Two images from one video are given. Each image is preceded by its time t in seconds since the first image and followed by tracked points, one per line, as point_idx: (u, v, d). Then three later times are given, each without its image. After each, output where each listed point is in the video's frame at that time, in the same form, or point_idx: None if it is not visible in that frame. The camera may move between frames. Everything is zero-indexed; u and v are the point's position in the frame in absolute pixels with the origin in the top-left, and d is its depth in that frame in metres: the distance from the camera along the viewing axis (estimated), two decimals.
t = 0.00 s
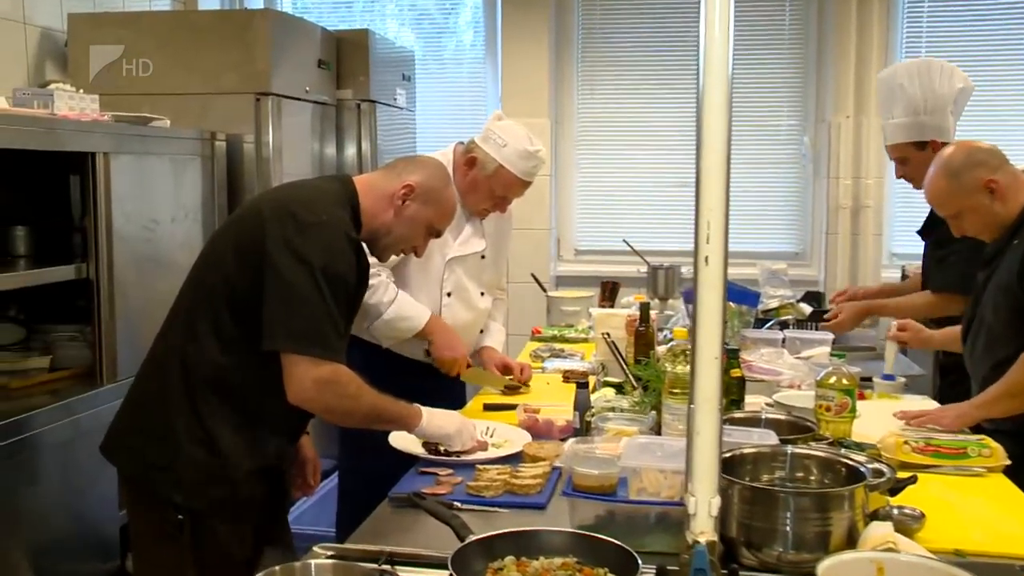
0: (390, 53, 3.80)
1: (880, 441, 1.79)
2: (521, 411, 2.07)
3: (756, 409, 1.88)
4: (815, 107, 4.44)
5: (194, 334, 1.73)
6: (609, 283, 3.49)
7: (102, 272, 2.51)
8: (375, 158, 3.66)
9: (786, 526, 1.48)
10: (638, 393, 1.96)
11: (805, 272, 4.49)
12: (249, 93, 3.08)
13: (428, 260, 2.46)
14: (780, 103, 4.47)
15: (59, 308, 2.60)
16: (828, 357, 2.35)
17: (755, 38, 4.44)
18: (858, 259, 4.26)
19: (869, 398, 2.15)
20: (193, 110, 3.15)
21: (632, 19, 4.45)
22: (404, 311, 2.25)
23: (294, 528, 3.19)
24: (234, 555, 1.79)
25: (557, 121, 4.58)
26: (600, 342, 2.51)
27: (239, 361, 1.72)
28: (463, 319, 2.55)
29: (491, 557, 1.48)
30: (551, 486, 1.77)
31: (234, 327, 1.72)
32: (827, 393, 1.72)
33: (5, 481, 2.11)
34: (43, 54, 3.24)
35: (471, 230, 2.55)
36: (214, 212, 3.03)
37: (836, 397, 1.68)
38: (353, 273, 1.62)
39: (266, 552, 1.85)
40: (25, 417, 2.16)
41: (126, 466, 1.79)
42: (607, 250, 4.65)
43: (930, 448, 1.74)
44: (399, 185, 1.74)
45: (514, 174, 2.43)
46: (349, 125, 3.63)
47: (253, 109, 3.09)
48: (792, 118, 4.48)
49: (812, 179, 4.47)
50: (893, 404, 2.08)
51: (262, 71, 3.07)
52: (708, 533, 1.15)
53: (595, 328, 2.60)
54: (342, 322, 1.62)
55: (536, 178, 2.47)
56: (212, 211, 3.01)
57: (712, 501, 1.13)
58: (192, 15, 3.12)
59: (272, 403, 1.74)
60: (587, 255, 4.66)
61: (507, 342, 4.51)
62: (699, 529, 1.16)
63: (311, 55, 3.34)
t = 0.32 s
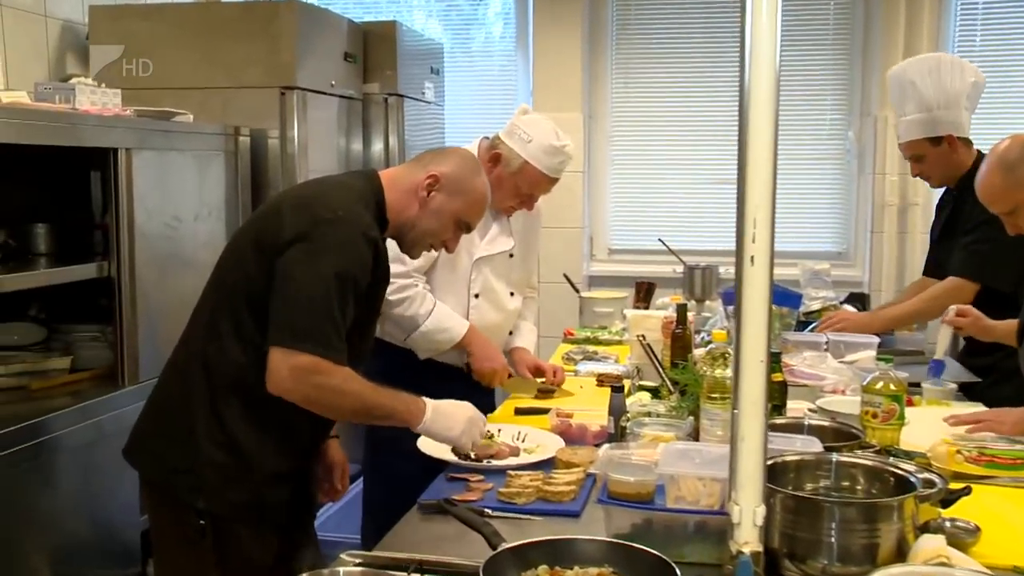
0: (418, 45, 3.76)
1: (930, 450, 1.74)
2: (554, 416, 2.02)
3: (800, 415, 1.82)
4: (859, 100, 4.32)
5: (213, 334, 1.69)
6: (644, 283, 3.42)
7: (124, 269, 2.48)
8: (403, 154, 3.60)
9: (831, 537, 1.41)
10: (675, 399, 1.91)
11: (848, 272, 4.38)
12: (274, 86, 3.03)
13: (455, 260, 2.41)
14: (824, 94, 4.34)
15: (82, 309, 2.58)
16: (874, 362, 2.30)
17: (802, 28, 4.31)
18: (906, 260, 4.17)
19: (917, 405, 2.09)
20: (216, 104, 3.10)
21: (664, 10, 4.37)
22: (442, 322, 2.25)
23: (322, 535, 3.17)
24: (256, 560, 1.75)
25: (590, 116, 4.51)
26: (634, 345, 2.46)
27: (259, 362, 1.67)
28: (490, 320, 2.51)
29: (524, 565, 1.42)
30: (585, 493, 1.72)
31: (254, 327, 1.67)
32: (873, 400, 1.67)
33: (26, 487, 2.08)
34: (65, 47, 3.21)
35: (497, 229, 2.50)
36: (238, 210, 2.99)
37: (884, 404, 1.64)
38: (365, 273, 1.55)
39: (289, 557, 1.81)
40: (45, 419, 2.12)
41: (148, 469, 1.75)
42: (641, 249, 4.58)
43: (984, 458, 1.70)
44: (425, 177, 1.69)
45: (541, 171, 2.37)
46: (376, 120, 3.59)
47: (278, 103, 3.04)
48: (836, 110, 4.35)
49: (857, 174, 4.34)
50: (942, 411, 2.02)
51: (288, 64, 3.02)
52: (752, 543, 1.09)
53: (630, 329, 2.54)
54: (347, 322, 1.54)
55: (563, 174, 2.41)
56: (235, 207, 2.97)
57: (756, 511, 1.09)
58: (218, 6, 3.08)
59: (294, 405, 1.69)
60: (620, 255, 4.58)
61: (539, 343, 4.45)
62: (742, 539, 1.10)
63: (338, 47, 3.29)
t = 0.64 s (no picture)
0: (442, 38, 3.71)
1: (982, 461, 1.65)
2: (584, 422, 1.95)
3: (843, 423, 1.77)
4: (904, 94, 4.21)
5: (220, 336, 1.64)
6: (678, 284, 3.36)
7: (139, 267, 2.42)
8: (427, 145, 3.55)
9: (877, 551, 1.33)
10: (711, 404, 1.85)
11: (893, 273, 4.28)
12: (294, 79, 2.97)
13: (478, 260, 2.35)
14: (868, 88, 4.25)
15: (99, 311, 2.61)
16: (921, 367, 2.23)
17: (847, 20, 4.22)
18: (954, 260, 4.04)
19: (969, 412, 2.01)
20: (236, 96, 3.04)
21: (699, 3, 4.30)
22: (463, 334, 2.20)
23: (340, 544, 3.13)
24: (271, 570, 1.69)
25: (621, 110, 4.43)
26: (667, 348, 2.40)
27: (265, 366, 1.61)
28: (513, 322, 2.45)
29: None
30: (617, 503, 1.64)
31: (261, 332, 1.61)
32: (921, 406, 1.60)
33: (37, 494, 2.03)
34: (77, 37, 3.16)
35: (520, 229, 2.44)
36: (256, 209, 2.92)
37: (933, 412, 1.57)
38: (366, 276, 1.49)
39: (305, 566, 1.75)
40: (58, 425, 2.07)
41: (161, 477, 1.70)
42: (674, 248, 4.50)
43: None
44: (439, 163, 1.62)
45: (564, 168, 2.30)
46: (399, 113, 3.53)
47: (298, 95, 2.98)
48: (881, 105, 4.26)
49: (903, 168, 4.25)
50: (995, 419, 1.94)
51: (308, 56, 2.95)
52: (797, 556, 0.98)
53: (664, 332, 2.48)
54: (344, 325, 1.48)
55: (588, 170, 2.34)
56: (254, 204, 2.91)
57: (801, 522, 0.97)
58: None
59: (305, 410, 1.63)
60: (651, 255, 4.51)
61: (569, 345, 4.37)
62: (787, 551, 0.99)
63: (359, 40, 3.24)
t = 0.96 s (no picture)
0: (464, 29, 3.65)
1: None
2: (613, 428, 1.88)
3: (887, 431, 1.71)
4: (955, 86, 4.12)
5: (224, 342, 1.59)
6: (712, 286, 3.30)
7: (150, 268, 2.36)
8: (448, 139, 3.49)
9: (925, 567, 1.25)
10: (747, 411, 1.79)
11: (939, 273, 4.19)
12: (312, 71, 2.91)
13: (497, 259, 2.29)
14: (916, 78, 4.16)
15: (105, 309, 2.55)
16: (970, 373, 2.15)
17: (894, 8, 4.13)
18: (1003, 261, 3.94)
19: None
20: (252, 89, 2.99)
21: None
22: (478, 332, 2.14)
23: (356, 554, 3.07)
24: None
25: (652, 104, 4.37)
26: (700, 352, 2.33)
27: (271, 375, 1.55)
28: (538, 321, 2.38)
29: None
30: (648, 513, 1.56)
31: (261, 338, 1.55)
32: (970, 415, 1.54)
33: (45, 499, 1.98)
34: (88, 27, 3.10)
35: (541, 225, 2.37)
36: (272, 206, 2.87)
37: (984, 420, 1.50)
38: (378, 284, 1.44)
39: None
40: (68, 429, 2.02)
41: (167, 487, 1.65)
42: (707, 248, 4.43)
43: None
44: (447, 159, 1.54)
45: (585, 158, 2.23)
46: (421, 106, 3.47)
47: (316, 88, 2.92)
48: (927, 97, 4.17)
49: (951, 163, 4.16)
50: None
51: (325, 47, 2.89)
52: (841, 570, 0.89)
53: (697, 335, 2.41)
54: (362, 337, 1.43)
55: (609, 160, 2.26)
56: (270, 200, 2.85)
57: (844, 534, 0.88)
58: None
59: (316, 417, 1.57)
60: (683, 254, 4.44)
61: (598, 347, 4.30)
62: (829, 565, 0.89)
63: (378, 31, 3.18)
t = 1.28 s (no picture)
0: (485, 18, 3.58)
1: None
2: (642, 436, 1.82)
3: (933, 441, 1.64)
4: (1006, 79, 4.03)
5: (233, 344, 1.52)
6: (746, 287, 3.23)
7: (160, 266, 2.30)
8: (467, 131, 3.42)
9: None
10: (783, 418, 1.73)
11: (987, 273, 4.10)
12: (327, 62, 2.85)
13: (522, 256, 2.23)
14: (965, 67, 4.07)
15: (109, 312, 2.48)
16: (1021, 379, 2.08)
17: None
18: None
19: None
20: (264, 81, 2.92)
21: None
22: (506, 321, 2.09)
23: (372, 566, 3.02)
24: None
25: (682, 96, 4.30)
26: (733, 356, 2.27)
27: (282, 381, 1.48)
28: (563, 321, 2.31)
29: None
30: (679, 524, 1.49)
31: (271, 341, 1.49)
32: (1023, 424, 1.47)
33: (52, 508, 1.93)
34: (94, 18, 3.04)
35: (568, 222, 2.30)
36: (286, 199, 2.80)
37: None
38: (390, 287, 1.37)
39: None
40: (76, 432, 1.97)
41: (177, 494, 1.59)
42: (740, 247, 4.35)
43: None
44: (463, 152, 1.46)
45: (614, 151, 2.16)
46: (441, 98, 3.40)
47: (331, 79, 2.85)
48: (976, 89, 4.08)
49: (1001, 157, 4.06)
50: None
51: (341, 37, 2.83)
52: None
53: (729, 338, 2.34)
54: (375, 341, 1.37)
55: (639, 152, 2.19)
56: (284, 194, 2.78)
57: (889, 548, 0.77)
58: None
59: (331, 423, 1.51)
60: (713, 253, 4.37)
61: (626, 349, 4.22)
62: None
63: (396, 21, 3.11)
